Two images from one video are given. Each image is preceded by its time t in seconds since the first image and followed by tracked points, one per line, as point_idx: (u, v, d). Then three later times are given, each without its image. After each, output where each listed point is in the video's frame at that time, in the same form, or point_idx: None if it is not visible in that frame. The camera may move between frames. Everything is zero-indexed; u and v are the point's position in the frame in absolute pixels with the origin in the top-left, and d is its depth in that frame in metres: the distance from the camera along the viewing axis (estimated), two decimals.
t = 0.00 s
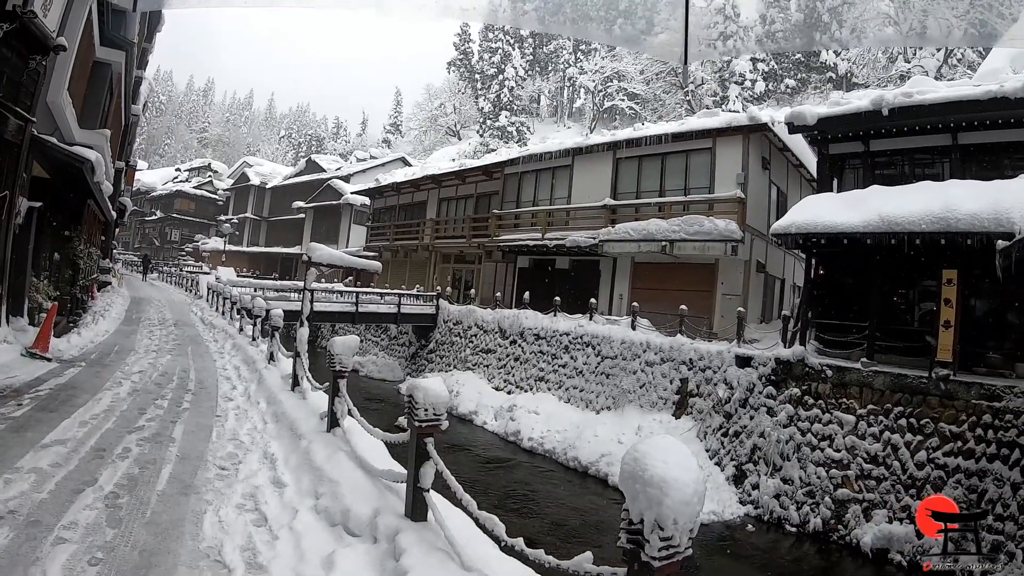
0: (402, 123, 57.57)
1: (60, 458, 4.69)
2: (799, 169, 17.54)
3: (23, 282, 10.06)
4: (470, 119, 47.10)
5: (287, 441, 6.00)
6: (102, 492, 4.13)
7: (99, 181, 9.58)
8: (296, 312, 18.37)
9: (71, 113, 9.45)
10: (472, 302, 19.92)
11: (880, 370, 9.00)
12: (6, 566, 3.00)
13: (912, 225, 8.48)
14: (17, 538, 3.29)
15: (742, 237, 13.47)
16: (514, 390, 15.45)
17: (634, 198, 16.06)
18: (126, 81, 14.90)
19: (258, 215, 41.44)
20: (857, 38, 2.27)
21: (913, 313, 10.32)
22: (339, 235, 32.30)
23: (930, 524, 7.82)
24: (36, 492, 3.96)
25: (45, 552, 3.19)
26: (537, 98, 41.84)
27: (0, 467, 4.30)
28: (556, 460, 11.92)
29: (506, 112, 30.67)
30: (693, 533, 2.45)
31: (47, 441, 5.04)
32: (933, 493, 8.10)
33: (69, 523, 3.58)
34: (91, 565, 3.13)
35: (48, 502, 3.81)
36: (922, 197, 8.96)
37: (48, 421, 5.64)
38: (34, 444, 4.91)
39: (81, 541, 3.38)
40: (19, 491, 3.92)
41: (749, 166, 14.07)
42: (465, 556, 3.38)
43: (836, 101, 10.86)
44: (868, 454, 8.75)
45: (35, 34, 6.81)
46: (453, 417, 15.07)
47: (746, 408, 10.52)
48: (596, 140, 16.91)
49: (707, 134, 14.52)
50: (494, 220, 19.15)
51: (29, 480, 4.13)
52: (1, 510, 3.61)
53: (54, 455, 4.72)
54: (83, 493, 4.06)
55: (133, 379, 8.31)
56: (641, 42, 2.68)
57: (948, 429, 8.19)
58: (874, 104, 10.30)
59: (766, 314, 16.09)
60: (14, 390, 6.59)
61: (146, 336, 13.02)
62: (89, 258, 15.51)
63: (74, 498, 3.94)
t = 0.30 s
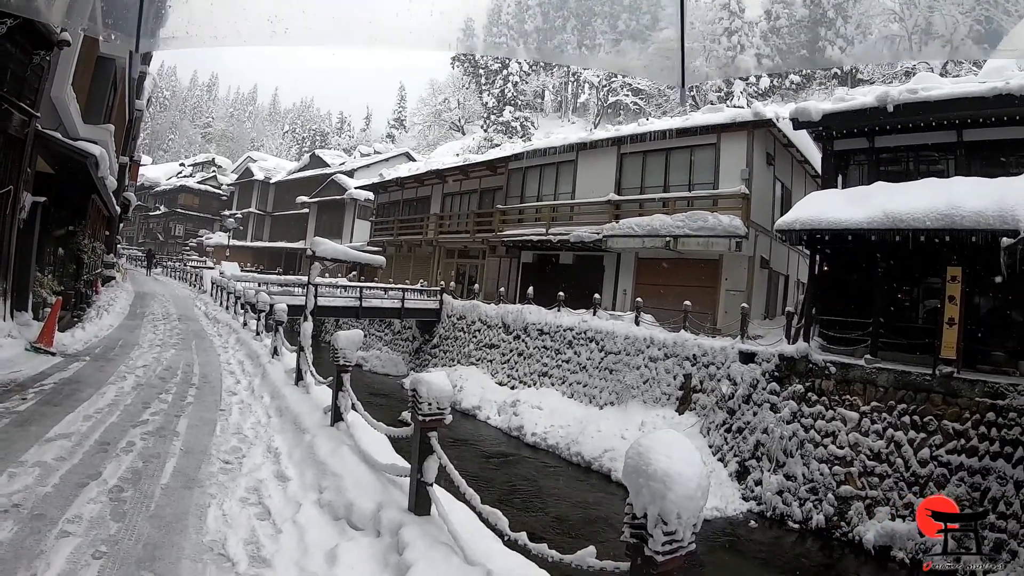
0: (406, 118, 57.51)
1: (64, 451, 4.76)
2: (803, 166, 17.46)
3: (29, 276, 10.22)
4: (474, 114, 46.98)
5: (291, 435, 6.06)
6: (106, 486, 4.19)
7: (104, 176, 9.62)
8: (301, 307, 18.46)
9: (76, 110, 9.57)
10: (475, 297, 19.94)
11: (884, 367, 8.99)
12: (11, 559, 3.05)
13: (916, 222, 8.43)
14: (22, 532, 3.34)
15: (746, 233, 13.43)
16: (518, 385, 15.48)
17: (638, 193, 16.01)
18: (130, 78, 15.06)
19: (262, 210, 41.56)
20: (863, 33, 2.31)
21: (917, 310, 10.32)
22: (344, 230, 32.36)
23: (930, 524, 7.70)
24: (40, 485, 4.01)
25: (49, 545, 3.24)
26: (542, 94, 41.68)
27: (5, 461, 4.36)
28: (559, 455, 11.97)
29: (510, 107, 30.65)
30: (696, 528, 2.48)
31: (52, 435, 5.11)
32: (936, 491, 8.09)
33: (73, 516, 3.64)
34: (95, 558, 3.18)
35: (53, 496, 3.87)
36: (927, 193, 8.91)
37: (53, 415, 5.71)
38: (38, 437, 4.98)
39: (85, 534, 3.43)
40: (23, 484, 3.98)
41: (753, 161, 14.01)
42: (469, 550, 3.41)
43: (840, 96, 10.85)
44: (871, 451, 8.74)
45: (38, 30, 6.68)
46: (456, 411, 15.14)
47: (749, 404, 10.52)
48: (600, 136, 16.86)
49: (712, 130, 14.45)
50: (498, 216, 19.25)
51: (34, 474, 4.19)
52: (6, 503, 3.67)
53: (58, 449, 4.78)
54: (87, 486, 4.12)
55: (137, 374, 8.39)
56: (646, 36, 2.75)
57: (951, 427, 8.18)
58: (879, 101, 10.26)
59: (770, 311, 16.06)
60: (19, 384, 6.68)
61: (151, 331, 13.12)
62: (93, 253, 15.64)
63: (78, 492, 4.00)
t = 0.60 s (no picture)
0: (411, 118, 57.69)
1: (73, 454, 4.84)
2: (809, 162, 17.35)
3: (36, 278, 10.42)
4: (479, 113, 47.05)
5: (299, 436, 6.12)
6: (114, 488, 4.26)
7: (109, 178, 9.76)
8: (308, 307, 18.60)
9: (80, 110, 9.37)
10: (482, 297, 19.98)
11: (892, 364, 8.95)
12: (21, 561, 3.12)
13: (924, 217, 8.36)
14: (31, 534, 3.41)
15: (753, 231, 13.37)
16: (525, 384, 15.50)
17: (644, 191, 15.98)
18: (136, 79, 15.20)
19: (268, 211, 41.77)
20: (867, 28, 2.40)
21: (925, 306, 10.18)
22: (350, 231, 32.52)
23: (930, 524, 7.70)
24: (49, 488, 4.09)
25: (58, 548, 3.30)
26: (547, 92, 41.72)
27: (13, 464, 4.44)
28: (567, 453, 11.99)
29: (515, 106, 30.73)
30: (708, 526, 2.49)
31: (60, 438, 5.19)
32: (945, 487, 8.04)
33: (82, 519, 3.71)
34: (104, 561, 3.24)
35: (61, 499, 3.94)
36: (934, 189, 8.84)
37: (61, 417, 5.81)
38: (47, 440, 5.07)
39: (94, 536, 3.50)
40: (32, 487, 4.05)
41: (759, 158, 13.95)
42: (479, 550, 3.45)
43: (845, 92, 10.82)
44: (880, 448, 8.70)
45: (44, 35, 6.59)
46: (464, 411, 15.19)
47: (757, 402, 10.49)
48: (606, 134, 16.84)
49: (718, 127, 14.37)
50: (504, 214, 19.31)
51: (42, 476, 4.27)
52: (16, 506, 3.74)
53: (66, 451, 4.86)
54: (96, 489, 4.20)
55: (145, 376, 8.47)
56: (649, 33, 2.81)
57: (960, 423, 8.13)
58: (886, 96, 10.21)
59: (777, 308, 15.97)
60: (28, 387, 6.79)
61: (158, 333, 13.27)
62: (99, 256, 15.81)
63: (87, 494, 4.08)
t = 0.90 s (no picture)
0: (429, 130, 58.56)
1: (98, 472, 5.06)
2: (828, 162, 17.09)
3: (60, 299, 10.61)
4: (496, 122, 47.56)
5: (323, 451, 6.28)
6: (139, 505, 4.46)
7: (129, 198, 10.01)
8: (329, 321, 18.99)
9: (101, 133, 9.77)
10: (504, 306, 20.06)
11: (918, 363, 8.75)
12: None
13: (945, 214, 8.19)
14: (59, 552, 3.59)
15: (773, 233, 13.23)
16: (549, 393, 15.51)
17: (663, 196, 15.96)
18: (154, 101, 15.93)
19: (289, 226, 42.74)
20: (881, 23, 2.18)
21: (949, 303, 9.91)
22: (370, 243, 33.05)
23: (929, 523, 7.78)
24: (75, 506, 4.28)
25: (85, 565, 3.47)
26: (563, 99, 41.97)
27: (40, 482, 4.66)
28: (592, 462, 11.95)
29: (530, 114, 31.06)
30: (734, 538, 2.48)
31: (86, 456, 5.44)
32: (975, 488, 7.81)
33: (108, 536, 3.89)
34: None
35: (87, 516, 4.13)
36: (955, 184, 8.64)
37: (86, 435, 6.07)
38: (73, 458, 5.31)
39: (120, 554, 3.66)
40: (58, 505, 4.25)
41: (778, 160, 13.83)
42: (504, 562, 3.50)
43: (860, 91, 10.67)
44: (908, 449, 8.50)
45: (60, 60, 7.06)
46: (488, 421, 15.26)
47: (782, 406, 10.33)
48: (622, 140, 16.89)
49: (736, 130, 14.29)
50: (524, 224, 19.32)
51: (68, 495, 4.48)
52: (44, 524, 3.93)
53: (92, 469, 5.10)
54: (121, 507, 4.39)
55: (169, 393, 8.77)
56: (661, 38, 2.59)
57: (988, 421, 7.90)
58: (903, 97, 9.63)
59: (801, 310, 15.71)
60: (54, 406, 7.10)
61: (182, 349, 13.71)
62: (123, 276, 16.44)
63: (113, 512, 4.27)
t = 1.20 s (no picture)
0: (451, 144, 59.60)
1: (129, 494, 5.22)
2: (850, 161, 16.68)
3: (89, 325, 10.87)
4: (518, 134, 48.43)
5: (353, 469, 6.42)
6: (171, 527, 4.58)
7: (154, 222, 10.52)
8: (356, 338, 19.41)
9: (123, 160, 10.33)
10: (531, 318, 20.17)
11: (950, 362, 8.54)
12: None
13: (971, 208, 7.99)
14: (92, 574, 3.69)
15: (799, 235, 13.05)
16: (579, 404, 15.48)
17: (686, 203, 15.92)
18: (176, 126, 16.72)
19: (314, 244, 43.79)
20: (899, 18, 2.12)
21: (979, 300, 9.73)
22: (395, 258, 33.68)
23: (930, 524, 7.95)
24: (107, 529, 4.42)
25: None
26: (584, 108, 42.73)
27: (72, 506, 4.80)
28: (623, 472, 11.86)
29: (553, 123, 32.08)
30: (763, 555, 2.49)
31: (117, 478, 5.61)
32: (1012, 488, 7.63)
33: (140, 558, 3.99)
34: None
35: (119, 539, 4.25)
36: (979, 177, 8.42)
37: (116, 458, 6.28)
38: (105, 481, 5.49)
39: None
40: (91, 528, 4.38)
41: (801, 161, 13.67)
42: None
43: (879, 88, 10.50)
44: (942, 450, 8.32)
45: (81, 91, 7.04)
46: (518, 434, 15.31)
47: (813, 410, 10.14)
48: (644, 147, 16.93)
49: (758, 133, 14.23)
50: (549, 234, 19.47)
51: (100, 517, 4.61)
52: (78, 546, 4.06)
53: (123, 492, 5.25)
54: (153, 528, 4.53)
55: (199, 415, 8.99)
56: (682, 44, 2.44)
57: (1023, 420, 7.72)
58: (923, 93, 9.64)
59: (830, 311, 15.42)
60: (86, 429, 7.32)
61: (211, 370, 14.09)
62: (151, 298, 17.14)
63: (145, 534, 4.39)
